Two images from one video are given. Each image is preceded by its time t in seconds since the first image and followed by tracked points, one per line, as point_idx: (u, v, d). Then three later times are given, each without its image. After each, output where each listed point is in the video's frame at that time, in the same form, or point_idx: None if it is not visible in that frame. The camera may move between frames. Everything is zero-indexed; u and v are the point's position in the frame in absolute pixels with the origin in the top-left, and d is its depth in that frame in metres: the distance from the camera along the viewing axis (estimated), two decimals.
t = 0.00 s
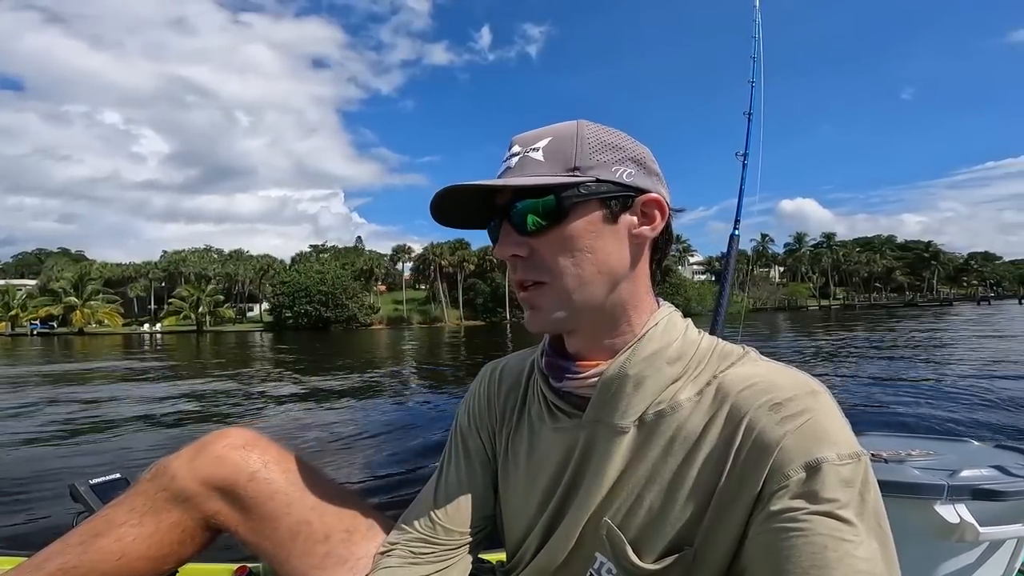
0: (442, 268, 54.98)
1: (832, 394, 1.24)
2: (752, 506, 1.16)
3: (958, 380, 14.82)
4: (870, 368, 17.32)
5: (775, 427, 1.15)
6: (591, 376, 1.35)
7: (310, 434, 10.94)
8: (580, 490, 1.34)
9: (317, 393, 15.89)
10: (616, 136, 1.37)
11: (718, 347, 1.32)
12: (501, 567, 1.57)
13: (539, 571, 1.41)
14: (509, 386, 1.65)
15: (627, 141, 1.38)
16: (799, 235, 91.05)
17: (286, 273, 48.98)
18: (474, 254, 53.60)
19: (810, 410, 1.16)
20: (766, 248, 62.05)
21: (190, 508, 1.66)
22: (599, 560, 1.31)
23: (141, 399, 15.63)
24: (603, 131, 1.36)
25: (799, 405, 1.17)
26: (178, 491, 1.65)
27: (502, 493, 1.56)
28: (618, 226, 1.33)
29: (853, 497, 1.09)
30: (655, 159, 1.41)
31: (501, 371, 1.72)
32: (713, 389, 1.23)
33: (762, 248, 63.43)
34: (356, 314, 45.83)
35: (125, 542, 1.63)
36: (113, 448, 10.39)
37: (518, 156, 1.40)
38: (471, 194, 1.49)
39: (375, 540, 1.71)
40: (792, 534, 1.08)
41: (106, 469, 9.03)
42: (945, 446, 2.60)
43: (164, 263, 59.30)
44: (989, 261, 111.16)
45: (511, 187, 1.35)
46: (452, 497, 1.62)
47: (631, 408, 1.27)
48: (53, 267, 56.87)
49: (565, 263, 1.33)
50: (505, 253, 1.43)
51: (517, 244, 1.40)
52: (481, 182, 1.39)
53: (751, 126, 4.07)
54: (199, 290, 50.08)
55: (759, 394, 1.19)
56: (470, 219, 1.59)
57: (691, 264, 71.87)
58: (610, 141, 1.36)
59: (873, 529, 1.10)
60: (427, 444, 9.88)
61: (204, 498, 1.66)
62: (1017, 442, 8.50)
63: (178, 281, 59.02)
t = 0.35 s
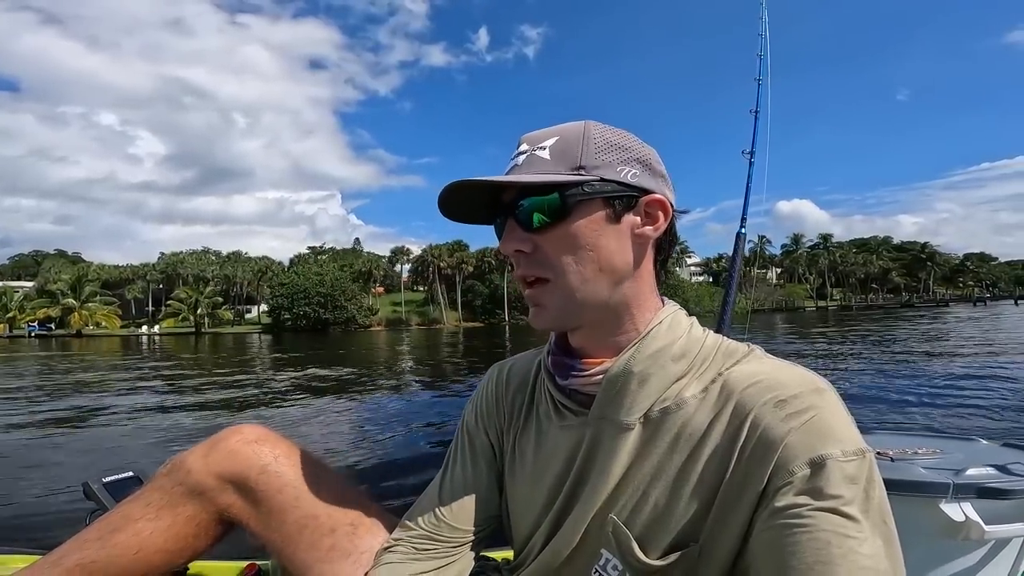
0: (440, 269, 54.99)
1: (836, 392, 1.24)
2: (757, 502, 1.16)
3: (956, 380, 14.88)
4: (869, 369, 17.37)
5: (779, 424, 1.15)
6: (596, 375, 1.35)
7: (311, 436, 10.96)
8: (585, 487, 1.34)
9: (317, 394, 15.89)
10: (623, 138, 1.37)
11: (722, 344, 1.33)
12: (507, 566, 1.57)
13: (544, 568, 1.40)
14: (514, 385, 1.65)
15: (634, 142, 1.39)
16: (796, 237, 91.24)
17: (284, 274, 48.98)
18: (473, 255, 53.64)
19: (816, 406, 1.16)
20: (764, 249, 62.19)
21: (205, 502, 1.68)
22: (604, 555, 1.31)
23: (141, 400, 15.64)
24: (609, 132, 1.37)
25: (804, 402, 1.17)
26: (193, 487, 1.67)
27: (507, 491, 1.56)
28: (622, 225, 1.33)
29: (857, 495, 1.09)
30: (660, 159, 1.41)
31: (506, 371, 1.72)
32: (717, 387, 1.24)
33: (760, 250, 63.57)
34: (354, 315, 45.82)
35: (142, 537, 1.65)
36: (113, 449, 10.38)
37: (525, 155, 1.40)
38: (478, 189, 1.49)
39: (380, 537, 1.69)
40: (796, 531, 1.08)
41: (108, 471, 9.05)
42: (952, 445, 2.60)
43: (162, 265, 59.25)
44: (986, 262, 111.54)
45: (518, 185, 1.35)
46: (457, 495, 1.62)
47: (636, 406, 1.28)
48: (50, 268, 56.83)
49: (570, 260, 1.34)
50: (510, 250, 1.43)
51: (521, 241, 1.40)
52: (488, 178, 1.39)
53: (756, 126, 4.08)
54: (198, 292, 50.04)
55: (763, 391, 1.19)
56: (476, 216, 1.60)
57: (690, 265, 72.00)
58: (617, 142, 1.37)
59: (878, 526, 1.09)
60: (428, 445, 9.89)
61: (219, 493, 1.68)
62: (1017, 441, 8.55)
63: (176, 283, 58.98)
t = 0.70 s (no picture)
0: (439, 270, 55.02)
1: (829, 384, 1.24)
2: (751, 493, 1.16)
3: (953, 380, 14.96)
4: (867, 369, 17.42)
5: (770, 413, 1.15)
6: (590, 369, 1.36)
7: (311, 436, 10.98)
8: (580, 481, 1.34)
9: (316, 395, 15.89)
10: (626, 136, 1.37)
11: (712, 337, 1.33)
12: (504, 562, 1.57)
13: (541, 564, 1.41)
14: (506, 382, 1.65)
15: (634, 141, 1.38)
16: (793, 237, 91.62)
17: (283, 276, 48.99)
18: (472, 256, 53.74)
19: (804, 396, 1.16)
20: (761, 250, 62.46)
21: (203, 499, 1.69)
22: (601, 549, 1.31)
23: (140, 402, 15.64)
24: (614, 130, 1.36)
25: (792, 392, 1.17)
26: (192, 484, 1.68)
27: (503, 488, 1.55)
28: (616, 224, 1.33)
29: (850, 483, 1.10)
30: (660, 160, 1.41)
31: (499, 369, 1.73)
32: (708, 378, 1.24)
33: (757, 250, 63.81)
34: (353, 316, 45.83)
35: (142, 532, 1.67)
36: (112, 449, 10.37)
37: (526, 145, 1.39)
38: (473, 180, 1.49)
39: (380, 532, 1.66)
40: (789, 521, 1.09)
41: (108, 471, 9.06)
42: (946, 440, 2.60)
43: (160, 267, 59.22)
44: (981, 262, 112.10)
45: (513, 177, 1.34)
46: (452, 491, 1.62)
47: (629, 399, 1.28)
48: (48, 269, 56.80)
49: (561, 257, 1.34)
50: (502, 243, 1.43)
51: (513, 233, 1.40)
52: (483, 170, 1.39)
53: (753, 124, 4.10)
54: (196, 293, 49.98)
55: (752, 381, 1.20)
56: (471, 207, 1.60)
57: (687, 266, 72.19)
58: (617, 139, 1.36)
59: (871, 515, 1.10)
60: (428, 443, 9.90)
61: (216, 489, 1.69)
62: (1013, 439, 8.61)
63: (175, 284, 58.97)
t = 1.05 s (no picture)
0: (437, 271, 55.01)
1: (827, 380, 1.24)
2: (751, 491, 1.17)
3: (951, 379, 15.01)
4: (865, 368, 17.48)
5: (771, 412, 1.16)
6: (588, 366, 1.36)
7: (312, 437, 10.97)
8: (580, 478, 1.34)
9: (315, 397, 15.90)
10: (610, 136, 1.38)
11: (712, 335, 1.34)
12: (503, 559, 1.56)
13: (541, 562, 1.40)
14: (504, 380, 1.65)
15: (618, 139, 1.39)
16: (789, 238, 91.98)
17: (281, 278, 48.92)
18: (470, 258, 53.87)
19: (805, 394, 1.16)
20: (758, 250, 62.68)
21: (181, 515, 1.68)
22: (600, 549, 1.31)
23: (139, 403, 15.62)
24: (596, 129, 1.37)
25: (793, 391, 1.17)
26: (171, 500, 1.67)
27: (499, 486, 1.56)
28: (611, 220, 1.33)
29: (850, 481, 1.09)
30: (645, 156, 1.42)
31: (497, 368, 1.73)
32: (710, 374, 1.24)
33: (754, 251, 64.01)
34: (351, 317, 45.83)
35: (118, 546, 1.67)
36: (111, 450, 10.37)
37: (512, 152, 1.41)
38: (464, 187, 1.49)
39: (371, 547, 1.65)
40: (789, 519, 1.09)
41: (107, 472, 9.06)
42: (947, 440, 2.61)
43: (157, 268, 59.10)
44: (976, 262, 112.68)
45: (508, 181, 1.35)
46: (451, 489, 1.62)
47: (629, 394, 1.28)
48: (45, 271, 56.65)
49: (558, 258, 1.34)
50: (501, 246, 1.43)
51: (512, 237, 1.40)
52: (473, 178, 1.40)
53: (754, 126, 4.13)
54: (194, 295, 49.92)
55: (753, 379, 1.20)
56: (467, 214, 1.60)
57: (685, 267, 72.37)
58: (601, 138, 1.37)
59: (871, 514, 1.10)
60: (428, 443, 9.91)
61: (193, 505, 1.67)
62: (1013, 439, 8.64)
63: (172, 286, 58.86)
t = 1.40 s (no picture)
0: (434, 271, 55.07)
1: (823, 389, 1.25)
2: (745, 496, 1.16)
3: (946, 380, 15.11)
4: (860, 369, 17.57)
5: (767, 419, 1.16)
6: (588, 371, 1.36)
7: (309, 437, 10.96)
8: (574, 480, 1.34)
9: (313, 398, 15.89)
10: (642, 145, 1.36)
11: (711, 343, 1.35)
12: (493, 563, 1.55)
13: (531, 563, 1.39)
14: (505, 386, 1.66)
15: (650, 149, 1.38)
16: (786, 239, 92.27)
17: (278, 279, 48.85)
18: (468, 259, 53.88)
19: (801, 402, 1.17)
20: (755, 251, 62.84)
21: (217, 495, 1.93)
22: (590, 551, 1.31)
23: (136, 405, 15.59)
24: (630, 137, 1.35)
25: (790, 398, 1.18)
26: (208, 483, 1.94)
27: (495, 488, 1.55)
28: (627, 243, 1.34)
29: (843, 488, 1.10)
30: (673, 172, 1.42)
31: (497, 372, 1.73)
32: (707, 381, 1.26)
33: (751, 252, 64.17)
34: (349, 318, 45.78)
35: (163, 520, 1.91)
36: (109, 452, 10.36)
37: (536, 151, 1.39)
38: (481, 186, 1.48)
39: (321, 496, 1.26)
40: (782, 524, 1.09)
41: (105, 473, 9.04)
42: (941, 444, 2.63)
43: (154, 269, 58.96)
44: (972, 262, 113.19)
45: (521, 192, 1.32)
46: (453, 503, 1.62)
47: (626, 399, 1.29)
48: (42, 272, 56.50)
49: (571, 277, 1.34)
50: (509, 256, 1.42)
51: (520, 247, 1.39)
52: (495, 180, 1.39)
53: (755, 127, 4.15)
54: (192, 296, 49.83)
55: (750, 387, 1.21)
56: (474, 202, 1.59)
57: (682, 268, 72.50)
58: (633, 149, 1.35)
59: (863, 520, 1.10)
60: (427, 442, 9.93)
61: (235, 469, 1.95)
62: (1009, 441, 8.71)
63: (168, 286, 58.73)
